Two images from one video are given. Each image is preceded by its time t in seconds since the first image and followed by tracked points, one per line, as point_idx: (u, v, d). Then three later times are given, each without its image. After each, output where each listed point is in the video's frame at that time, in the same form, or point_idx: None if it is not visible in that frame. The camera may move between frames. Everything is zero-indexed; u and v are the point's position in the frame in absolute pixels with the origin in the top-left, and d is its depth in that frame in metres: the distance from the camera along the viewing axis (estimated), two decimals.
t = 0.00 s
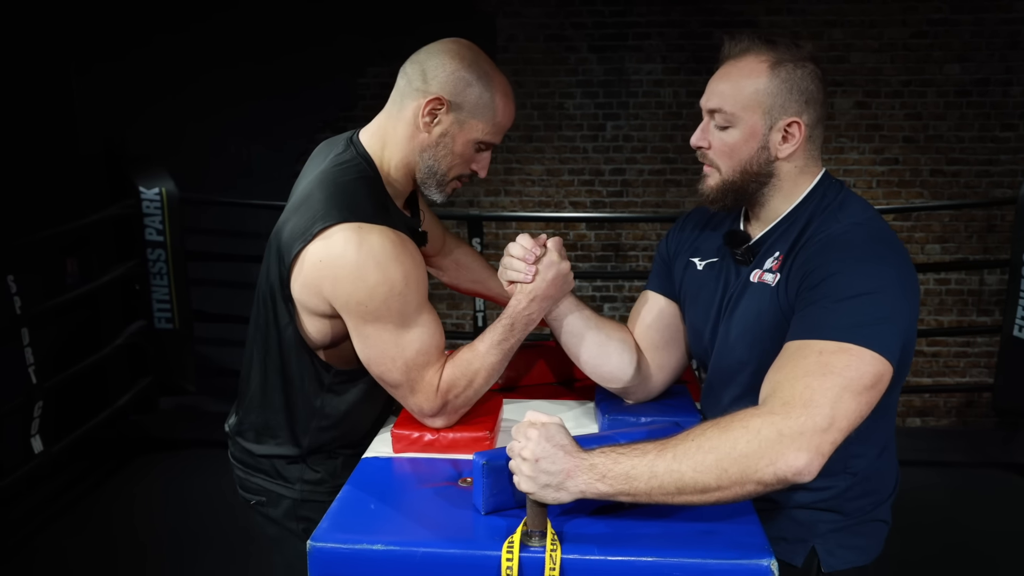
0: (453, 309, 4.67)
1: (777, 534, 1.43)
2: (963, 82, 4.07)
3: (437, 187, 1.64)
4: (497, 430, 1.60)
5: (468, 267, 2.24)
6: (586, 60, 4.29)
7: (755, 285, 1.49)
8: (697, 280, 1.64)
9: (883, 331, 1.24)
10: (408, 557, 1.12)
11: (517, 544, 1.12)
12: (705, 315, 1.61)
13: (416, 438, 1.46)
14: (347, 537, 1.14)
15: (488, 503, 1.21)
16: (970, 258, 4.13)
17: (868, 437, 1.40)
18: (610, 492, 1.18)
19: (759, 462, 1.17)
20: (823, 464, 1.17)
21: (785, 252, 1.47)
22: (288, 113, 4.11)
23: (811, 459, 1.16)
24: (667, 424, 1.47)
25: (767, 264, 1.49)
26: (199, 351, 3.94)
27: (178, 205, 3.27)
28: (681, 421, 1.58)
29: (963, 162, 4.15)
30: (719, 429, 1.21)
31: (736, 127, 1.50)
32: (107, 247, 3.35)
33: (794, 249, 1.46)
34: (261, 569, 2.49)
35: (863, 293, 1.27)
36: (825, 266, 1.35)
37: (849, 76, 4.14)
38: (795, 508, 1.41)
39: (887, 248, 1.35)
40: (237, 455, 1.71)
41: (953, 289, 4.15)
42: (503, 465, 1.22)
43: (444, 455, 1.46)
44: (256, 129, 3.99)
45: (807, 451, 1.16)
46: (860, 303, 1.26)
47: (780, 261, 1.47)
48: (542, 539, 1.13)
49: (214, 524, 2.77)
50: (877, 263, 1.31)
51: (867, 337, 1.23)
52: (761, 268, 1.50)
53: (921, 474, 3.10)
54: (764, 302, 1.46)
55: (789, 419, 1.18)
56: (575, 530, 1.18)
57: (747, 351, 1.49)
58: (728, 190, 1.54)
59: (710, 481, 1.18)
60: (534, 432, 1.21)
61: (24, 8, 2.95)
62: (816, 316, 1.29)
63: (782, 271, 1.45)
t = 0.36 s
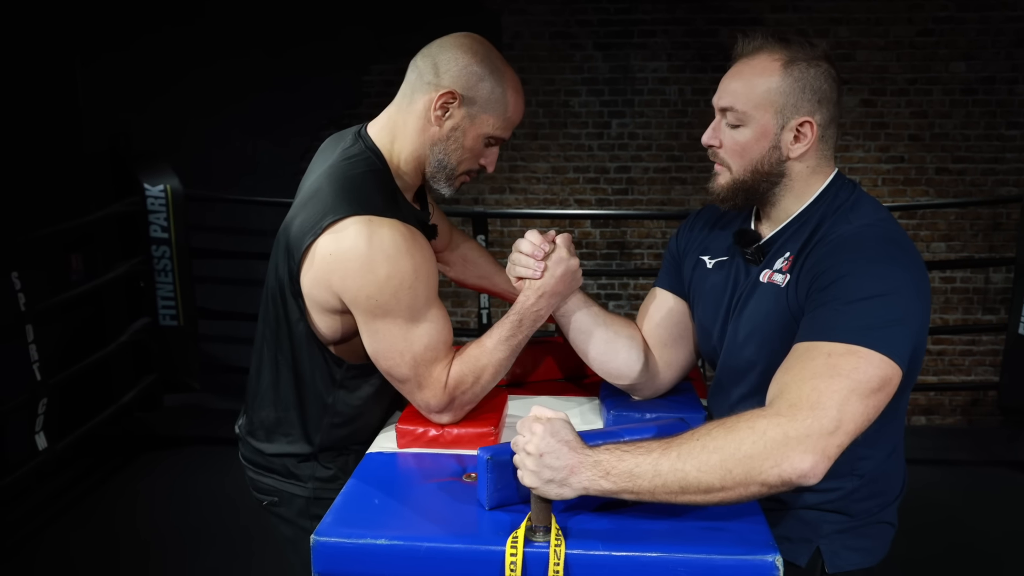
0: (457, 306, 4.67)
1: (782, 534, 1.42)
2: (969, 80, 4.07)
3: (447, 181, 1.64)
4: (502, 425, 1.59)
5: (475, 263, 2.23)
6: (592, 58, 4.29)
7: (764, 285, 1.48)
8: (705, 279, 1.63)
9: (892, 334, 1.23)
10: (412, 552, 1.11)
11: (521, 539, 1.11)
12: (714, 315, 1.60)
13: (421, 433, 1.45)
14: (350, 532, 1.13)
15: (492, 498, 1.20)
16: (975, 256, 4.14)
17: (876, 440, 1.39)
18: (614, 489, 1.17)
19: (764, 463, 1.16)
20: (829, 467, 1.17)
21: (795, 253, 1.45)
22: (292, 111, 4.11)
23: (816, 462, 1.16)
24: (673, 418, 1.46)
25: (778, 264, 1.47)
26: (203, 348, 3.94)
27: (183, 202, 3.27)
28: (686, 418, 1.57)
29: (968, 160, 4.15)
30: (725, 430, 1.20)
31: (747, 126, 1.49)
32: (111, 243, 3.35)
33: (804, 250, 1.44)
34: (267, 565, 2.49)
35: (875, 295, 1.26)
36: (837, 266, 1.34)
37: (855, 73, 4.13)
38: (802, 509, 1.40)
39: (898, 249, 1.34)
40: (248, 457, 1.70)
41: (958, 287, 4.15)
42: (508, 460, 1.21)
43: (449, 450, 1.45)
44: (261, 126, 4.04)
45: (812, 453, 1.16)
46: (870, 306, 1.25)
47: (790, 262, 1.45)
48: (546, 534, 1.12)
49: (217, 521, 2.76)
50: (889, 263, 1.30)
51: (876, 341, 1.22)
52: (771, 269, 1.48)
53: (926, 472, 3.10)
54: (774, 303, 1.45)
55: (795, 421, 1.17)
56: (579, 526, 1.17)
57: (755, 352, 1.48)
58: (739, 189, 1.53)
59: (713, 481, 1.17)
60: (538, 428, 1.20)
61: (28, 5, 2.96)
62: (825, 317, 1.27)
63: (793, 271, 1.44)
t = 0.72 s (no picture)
0: (460, 305, 4.67)
1: (784, 534, 1.40)
2: (972, 79, 4.07)
3: (427, 178, 1.62)
4: (500, 423, 1.57)
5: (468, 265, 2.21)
6: (595, 56, 4.29)
7: (770, 287, 1.48)
8: (711, 280, 1.62)
9: (896, 337, 1.22)
10: (410, 549, 1.10)
11: (520, 536, 1.10)
12: (717, 317, 1.60)
13: (419, 431, 1.44)
14: (348, 530, 1.13)
15: (490, 497, 1.20)
16: (979, 254, 4.14)
17: (880, 441, 1.36)
18: (611, 487, 1.17)
19: (762, 465, 1.15)
20: (827, 469, 1.16)
21: (802, 255, 1.45)
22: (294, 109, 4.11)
23: (815, 464, 1.14)
24: (673, 416, 1.44)
25: (783, 266, 1.47)
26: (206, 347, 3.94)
27: (186, 200, 3.25)
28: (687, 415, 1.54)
29: (972, 159, 4.15)
30: (724, 430, 1.19)
31: (755, 125, 1.49)
32: (115, 241, 3.34)
33: (811, 252, 1.44)
34: (270, 563, 2.48)
35: (879, 299, 1.25)
36: (845, 270, 1.33)
37: (858, 72, 4.14)
38: (805, 510, 1.39)
39: (907, 252, 1.33)
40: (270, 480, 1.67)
41: (962, 286, 4.15)
42: (506, 458, 1.21)
43: (448, 448, 1.43)
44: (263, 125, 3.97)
45: (809, 454, 1.15)
46: (873, 310, 1.25)
47: (796, 264, 1.45)
48: (544, 532, 1.12)
49: (221, 520, 2.76)
50: (895, 265, 1.30)
51: (879, 345, 1.21)
52: (776, 271, 1.48)
53: (930, 471, 3.10)
54: (778, 306, 1.45)
55: (793, 423, 1.16)
56: (578, 524, 1.16)
57: (760, 355, 1.48)
58: (745, 189, 1.53)
59: (710, 481, 1.16)
60: (535, 425, 1.19)
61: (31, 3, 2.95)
62: (829, 320, 1.27)
63: (798, 275, 1.44)
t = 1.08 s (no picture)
0: (462, 304, 4.68)
1: (787, 529, 1.39)
2: (974, 78, 4.08)
3: (438, 173, 1.61)
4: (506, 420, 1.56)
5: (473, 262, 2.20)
6: (598, 55, 4.29)
7: (769, 284, 1.45)
8: (710, 279, 1.60)
9: (894, 322, 1.18)
10: (414, 546, 1.06)
11: (524, 533, 1.05)
12: (717, 315, 1.57)
13: (423, 430, 1.44)
14: (353, 526, 1.08)
15: (493, 493, 1.14)
16: (981, 253, 4.15)
17: (881, 432, 1.36)
18: (612, 481, 1.13)
19: (765, 450, 1.10)
20: (832, 454, 1.11)
21: (799, 252, 1.42)
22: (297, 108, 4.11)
23: (819, 449, 1.10)
24: (677, 413, 1.43)
25: (782, 263, 1.44)
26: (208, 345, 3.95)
27: (188, 198, 3.24)
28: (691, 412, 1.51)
29: (973, 158, 4.15)
30: (726, 416, 1.15)
31: (750, 121, 1.46)
32: (117, 239, 3.35)
33: (808, 248, 1.41)
34: (273, 561, 2.48)
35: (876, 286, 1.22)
36: (842, 258, 1.30)
37: (860, 71, 4.14)
38: (809, 505, 1.38)
39: (904, 245, 1.31)
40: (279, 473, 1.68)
41: (963, 285, 4.16)
42: (511, 454, 1.15)
43: (452, 446, 1.43)
44: (266, 123, 4.02)
45: (813, 438, 1.10)
46: (872, 295, 1.21)
47: (794, 260, 1.42)
48: (549, 529, 1.07)
49: (222, 519, 2.75)
50: (891, 256, 1.26)
51: (877, 330, 1.17)
52: (775, 268, 1.45)
53: (931, 470, 3.11)
54: (777, 302, 1.42)
55: (795, 407, 1.11)
56: (582, 521, 1.11)
57: (762, 353, 1.45)
58: (741, 185, 1.51)
59: (713, 469, 1.12)
60: (535, 419, 1.16)
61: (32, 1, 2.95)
62: (828, 308, 1.23)
63: (796, 270, 1.41)
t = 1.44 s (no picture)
0: (463, 302, 4.67)
1: (788, 519, 1.33)
2: (974, 77, 4.09)
3: (402, 170, 1.59)
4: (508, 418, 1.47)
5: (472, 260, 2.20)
6: (598, 54, 4.30)
7: (742, 263, 1.41)
8: (688, 264, 1.56)
9: (868, 265, 1.13)
10: (416, 543, 0.96)
11: (527, 529, 0.96)
12: (699, 296, 1.52)
13: (424, 427, 1.33)
14: (354, 522, 0.99)
15: (496, 490, 1.04)
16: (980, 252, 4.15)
17: (882, 406, 1.31)
18: (616, 465, 1.07)
19: (754, 397, 1.03)
20: (830, 395, 1.03)
21: (768, 228, 1.39)
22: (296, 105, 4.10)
23: (810, 389, 1.02)
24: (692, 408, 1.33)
25: (753, 240, 1.40)
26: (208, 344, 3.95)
27: (188, 197, 3.24)
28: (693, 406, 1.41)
29: (973, 157, 4.15)
30: (712, 375, 1.08)
31: (719, 106, 1.44)
32: (117, 238, 3.35)
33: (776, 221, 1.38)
34: (274, 558, 2.48)
35: (842, 235, 1.17)
36: (809, 219, 1.25)
37: (860, 70, 4.15)
38: (802, 491, 1.32)
39: (864, 198, 1.27)
40: (286, 491, 1.67)
41: (963, 284, 4.17)
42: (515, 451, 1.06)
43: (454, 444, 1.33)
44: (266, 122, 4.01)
45: (802, 377, 1.02)
46: (841, 243, 1.16)
47: (763, 237, 1.38)
48: (552, 526, 0.97)
49: (222, 517, 2.75)
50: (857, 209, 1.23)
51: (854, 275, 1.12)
52: (746, 246, 1.41)
53: (931, 468, 3.11)
54: (753, 278, 1.38)
55: (777, 351, 1.05)
56: (585, 517, 1.01)
57: (743, 333, 1.39)
58: (707, 167, 1.48)
59: (708, 427, 1.05)
60: (535, 414, 1.08)
61: None
62: (802, 266, 1.18)
63: (766, 242, 1.37)
